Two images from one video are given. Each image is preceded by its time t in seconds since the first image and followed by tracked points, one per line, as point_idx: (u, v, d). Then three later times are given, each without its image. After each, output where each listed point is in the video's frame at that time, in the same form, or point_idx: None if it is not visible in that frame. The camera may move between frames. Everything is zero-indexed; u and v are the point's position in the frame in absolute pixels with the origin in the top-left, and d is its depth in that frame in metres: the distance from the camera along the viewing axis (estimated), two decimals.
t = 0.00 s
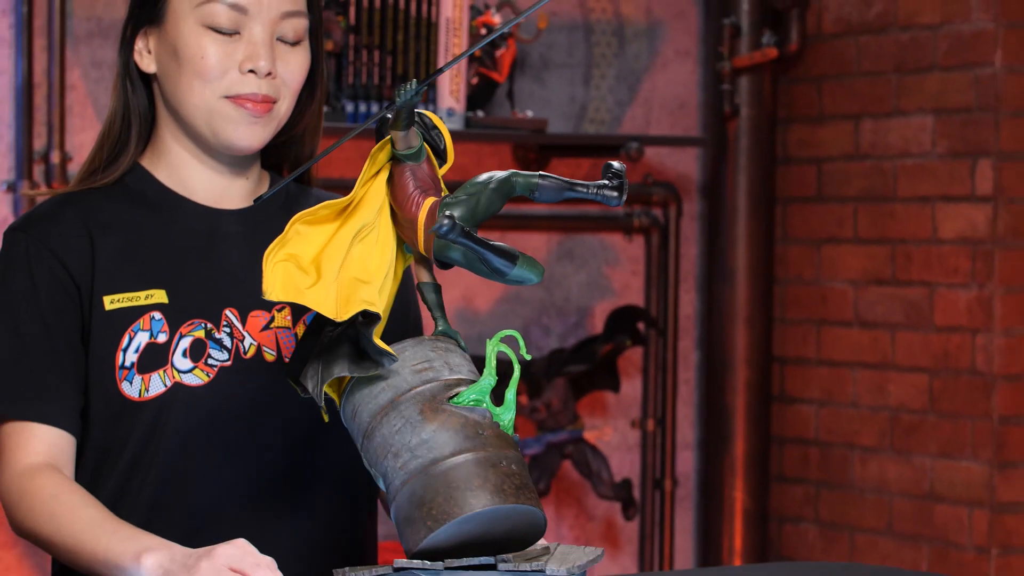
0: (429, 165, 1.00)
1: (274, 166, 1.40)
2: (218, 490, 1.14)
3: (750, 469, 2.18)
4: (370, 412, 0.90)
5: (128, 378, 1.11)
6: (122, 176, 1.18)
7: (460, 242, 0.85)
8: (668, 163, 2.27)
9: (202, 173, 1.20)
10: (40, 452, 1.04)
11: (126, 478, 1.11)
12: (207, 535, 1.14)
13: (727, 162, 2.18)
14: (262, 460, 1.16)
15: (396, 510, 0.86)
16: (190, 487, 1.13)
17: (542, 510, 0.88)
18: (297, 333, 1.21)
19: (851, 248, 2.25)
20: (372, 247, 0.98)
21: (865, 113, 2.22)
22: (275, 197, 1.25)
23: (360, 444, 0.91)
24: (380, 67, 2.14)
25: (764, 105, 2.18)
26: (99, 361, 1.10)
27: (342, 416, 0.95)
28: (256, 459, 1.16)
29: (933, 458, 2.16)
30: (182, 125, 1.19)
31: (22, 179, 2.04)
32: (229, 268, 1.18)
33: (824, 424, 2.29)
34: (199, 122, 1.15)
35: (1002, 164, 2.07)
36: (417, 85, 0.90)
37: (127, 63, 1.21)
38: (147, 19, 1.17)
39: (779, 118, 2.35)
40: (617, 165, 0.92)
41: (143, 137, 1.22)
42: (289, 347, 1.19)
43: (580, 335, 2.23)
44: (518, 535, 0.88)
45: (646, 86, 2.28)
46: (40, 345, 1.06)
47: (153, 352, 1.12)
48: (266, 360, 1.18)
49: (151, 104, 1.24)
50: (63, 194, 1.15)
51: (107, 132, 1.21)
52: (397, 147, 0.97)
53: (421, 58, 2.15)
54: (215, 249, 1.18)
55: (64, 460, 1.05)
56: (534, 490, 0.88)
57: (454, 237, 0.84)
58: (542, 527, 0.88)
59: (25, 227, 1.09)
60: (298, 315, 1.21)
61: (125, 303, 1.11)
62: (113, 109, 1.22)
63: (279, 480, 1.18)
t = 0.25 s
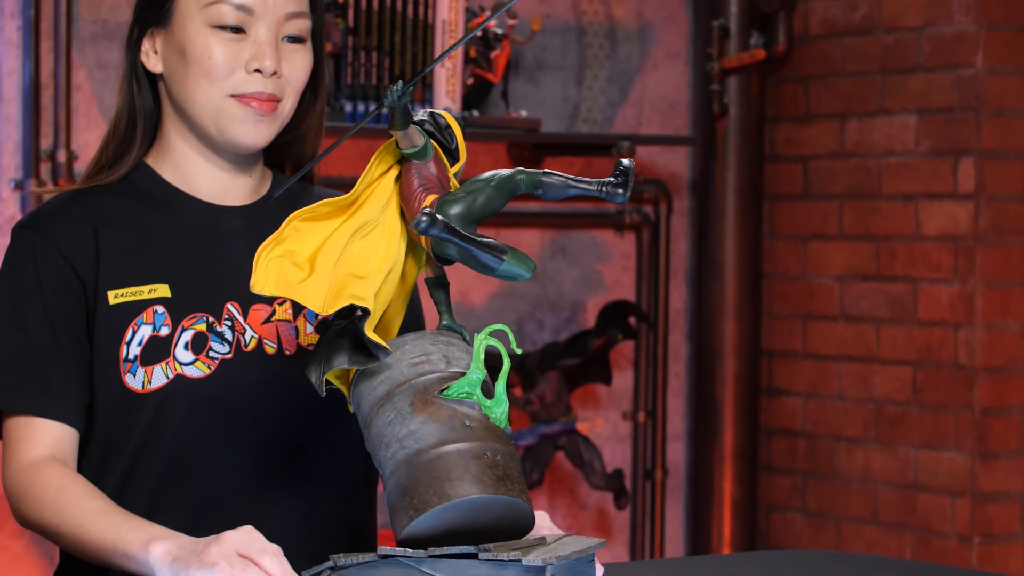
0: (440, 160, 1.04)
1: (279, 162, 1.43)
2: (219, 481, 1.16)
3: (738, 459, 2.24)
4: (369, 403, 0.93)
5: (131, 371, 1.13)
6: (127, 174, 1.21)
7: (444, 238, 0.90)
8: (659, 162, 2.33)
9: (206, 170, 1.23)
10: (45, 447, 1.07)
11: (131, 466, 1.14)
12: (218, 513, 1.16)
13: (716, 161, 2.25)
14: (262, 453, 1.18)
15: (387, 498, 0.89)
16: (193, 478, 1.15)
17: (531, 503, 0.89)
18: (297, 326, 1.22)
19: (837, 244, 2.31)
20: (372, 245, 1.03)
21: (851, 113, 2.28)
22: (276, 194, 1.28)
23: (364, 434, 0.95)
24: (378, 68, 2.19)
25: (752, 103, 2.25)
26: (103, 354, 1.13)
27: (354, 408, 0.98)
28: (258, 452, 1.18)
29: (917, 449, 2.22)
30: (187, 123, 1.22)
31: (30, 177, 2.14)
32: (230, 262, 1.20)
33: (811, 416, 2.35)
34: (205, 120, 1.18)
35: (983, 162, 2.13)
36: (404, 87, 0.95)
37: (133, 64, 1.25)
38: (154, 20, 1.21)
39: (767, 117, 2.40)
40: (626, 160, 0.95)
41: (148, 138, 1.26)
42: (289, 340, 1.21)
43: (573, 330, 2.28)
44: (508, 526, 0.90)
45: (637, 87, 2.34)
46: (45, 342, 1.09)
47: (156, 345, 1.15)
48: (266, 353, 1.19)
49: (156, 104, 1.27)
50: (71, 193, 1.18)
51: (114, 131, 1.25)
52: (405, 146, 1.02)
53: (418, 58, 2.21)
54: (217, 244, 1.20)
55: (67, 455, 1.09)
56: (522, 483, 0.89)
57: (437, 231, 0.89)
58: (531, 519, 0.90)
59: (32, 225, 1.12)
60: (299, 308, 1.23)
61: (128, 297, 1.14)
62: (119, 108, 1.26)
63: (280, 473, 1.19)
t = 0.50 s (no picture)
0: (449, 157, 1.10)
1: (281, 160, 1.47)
2: (220, 467, 1.22)
3: (727, 451, 2.30)
4: (375, 397, 0.97)
5: (136, 364, 1.19)
6: (133, 172, 1.27)
7: (424, 233, 0.93)
8: (650, 161, 2.39)
9: (210, 168, 1.29)
10: (49, 441, 1.13)
11: (134, 460, 1.20)
12: (218, 506, 1.22)
13: (706, 160, 2.30)
14: (259, 438, 1.25)
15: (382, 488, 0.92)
16: (193, 465, 1.21)
17: (514, 494, 0.90)
18: (299, 319, 1.29)
19: (824, 241, 2.37)
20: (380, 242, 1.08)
21: (837, 114, 2.34)
22: (276, 193, 1.34)
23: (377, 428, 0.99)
24: (376, 68, 2.25)
25: (740, 105, 2.30)
26: (109, 347, 1.19)
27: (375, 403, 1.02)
28: (254, 437, 1.24)
29: (902, 441, 2.27)
30: (193, 122, 1.27)
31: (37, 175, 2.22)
32: (232, 258, 1.26)
33: (798, 408, 2.42)
34: (212, 119, 1.24)
35: (967, 161, 2.19)
36: (391, 88, 1.00)
37: (139, 62, 1.30)
38: (161, 22, 1.26)
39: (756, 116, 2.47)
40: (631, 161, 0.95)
41: (152, 137, 1.31)
42: (291, 333, 1.28)
43: (567, 323, 2.35)
44: (495, 516, 0.90)
45: (630, 87, 2.40)
46: (48, 340, 1.14)
47: (159, 338, 1.21)
48: (268, 345, 1.27)
49: (161, 100, 1.33)
50: (77, 190, 1.23)
51: (119, 130, 1.31)
52: (411, 146, 1.08)
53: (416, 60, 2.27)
54: (219, 241, 1.26)
55: (71, 449, 1.14)
56: (507, 474, 0.90)
57: (415, 227, 0.92)
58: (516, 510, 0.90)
59: (38, 222, 1.17)
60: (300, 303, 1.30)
61: (133, 292, 1.20)
62: (126, 107, 1.32)
63: (276, 458, 1.25)
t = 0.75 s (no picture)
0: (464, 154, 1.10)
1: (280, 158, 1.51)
2: (222, 456, 1.28)
3: (719, 444, 2.35)
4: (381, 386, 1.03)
5: (141, 359, 1.25)
6: (134, 171, 1.32)
7: (407, 228, 0.97)
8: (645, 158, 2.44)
9: (212, 165, 1.33)
10: (54, 435, 1.19)
11: (140, 452, 1.25)
12: (220, 501, 1.28)
13: (700, 159, 2.36)
14: (260, 428, 1.29)
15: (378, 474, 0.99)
16: (198, 455, 1.27)
17: (493, 487, 0.94)
18: (300, 314, 1.34)
19: (815, 237, 2.42)
20: (391, 237, 1.10)
21: (827, 112, 2.39)
22: (277, 190, 1.39)
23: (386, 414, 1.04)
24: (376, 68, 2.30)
25: (733, 104, 2.34)
26: (115, 342, 1.24)
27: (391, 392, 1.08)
28: (256, 427, 1.29)
29: (891, 433, 2.32)
30: (197, 121, 1.32)
31: (43, 173, 2.28)
32: (235, 255, 1.31)
33: (789, 400, 2.47)
34: (217, 117, 1.28)
35: (954, 159, 2.23)
36: (385, 90, 1.02)
37: (144, 62, 1.35)
38: (166, 22, 1.31)
39: (747, 115, 2.52)
40: (626, 160, 0.96)
41: (156, 136, 1.36)
42: (292, 327, 1.33)
43: (563, 318, 2.39)
44: (479, 508, 0.96)
45: (625, 86, 2.45)
46: (54, 336, 1.20)
47: (164, 333, 1.26)
48: (271, 340, 1.32)
49: (165, 100, 1.37)
50: (82, 188, 1.29)
51: (124, 129, 1.35)
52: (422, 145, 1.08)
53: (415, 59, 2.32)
54: (222, 239, 1.31)
55: (76, 442, 1.21)
56: (491, 470, 0.94)
57: (396, 222, 0.97)
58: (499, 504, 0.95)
59: (44, 221, 1.23)
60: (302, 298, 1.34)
61: (138, 288, 1.25)
62: (130, 106, 1.36)
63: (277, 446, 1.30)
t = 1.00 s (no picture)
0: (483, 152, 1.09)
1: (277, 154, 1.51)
2: (221, 451, 1.29)
3: (718, 440, 2.36)
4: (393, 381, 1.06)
5: (141, 355, 1.27)
6: (133, 168, 1.34)
7: (396, 223, 0.98)
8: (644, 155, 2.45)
9: (211, 162, 1.35)
10: (57, 431, 1.22)
11: (141, 446, 1.27)
12: (221, 496, 1.30)
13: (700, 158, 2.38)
14: (259, 423, 1.31)
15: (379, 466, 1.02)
16: (198, 448, 1.28)
17: (476, 486, 0.95)
18: (299, 310, 1.35)
19: (814, 232, 2.43)
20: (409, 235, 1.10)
21: (826, 109, 2.40)
22: (276, 185, 1.40)
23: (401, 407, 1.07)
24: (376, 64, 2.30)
25: (735, 98, 2.40)
26: (115, 339, 1.26)
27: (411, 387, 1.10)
28: (254, 422, 1.31)
29: (890, 428, 2.33)
30: (197, 118, 1.33)
31: (45, 169, 2.29)
32: (234, 251, 1.33)
33: (788, 396, 2.49)
34: (218, 114, 1.29)
35: (953, 155, 2.24)
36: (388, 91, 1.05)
37: (143, 60, 1.35)
38: (167, 20, 1.32)
39: (746, 112, 2.53)
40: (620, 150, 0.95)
41: (156, 132, 1.37)
42: (291, 323, 1.34)
43: (563, 314, 2.39)
44: (466, 505, 0.97)
45: (624, 83, 2.46)
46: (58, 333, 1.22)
47: (163, 329, 1.28)
48: (270, 336, 1.32)
49: (165, 98, 1.38)
50: (81, 184, 1.31)
51: (124, 125, 1.36)
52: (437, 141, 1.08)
53: (415, 56, 2.32)
54: (221, 235, 1.33)
55: (78, 438, 1.23)
56: (473, 466, 0.95)
57: (383, 218, 0.98)
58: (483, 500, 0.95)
59: (44, 217, 1.25)
60: (300, 294, 1.35)
61: (137, 285, 1.27)
62: (129, 102, 1.37)
63: (275, 441, 1.32)
